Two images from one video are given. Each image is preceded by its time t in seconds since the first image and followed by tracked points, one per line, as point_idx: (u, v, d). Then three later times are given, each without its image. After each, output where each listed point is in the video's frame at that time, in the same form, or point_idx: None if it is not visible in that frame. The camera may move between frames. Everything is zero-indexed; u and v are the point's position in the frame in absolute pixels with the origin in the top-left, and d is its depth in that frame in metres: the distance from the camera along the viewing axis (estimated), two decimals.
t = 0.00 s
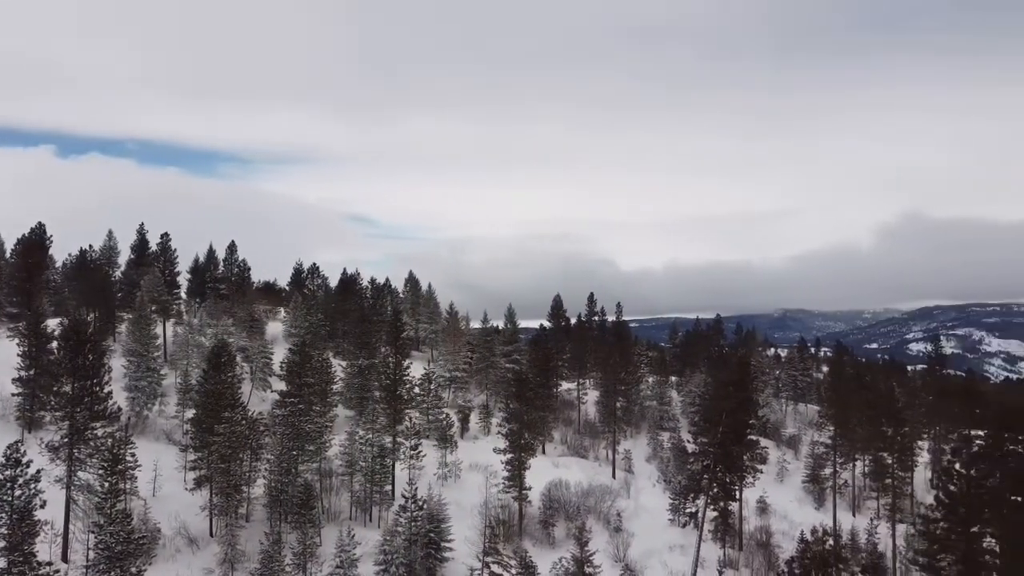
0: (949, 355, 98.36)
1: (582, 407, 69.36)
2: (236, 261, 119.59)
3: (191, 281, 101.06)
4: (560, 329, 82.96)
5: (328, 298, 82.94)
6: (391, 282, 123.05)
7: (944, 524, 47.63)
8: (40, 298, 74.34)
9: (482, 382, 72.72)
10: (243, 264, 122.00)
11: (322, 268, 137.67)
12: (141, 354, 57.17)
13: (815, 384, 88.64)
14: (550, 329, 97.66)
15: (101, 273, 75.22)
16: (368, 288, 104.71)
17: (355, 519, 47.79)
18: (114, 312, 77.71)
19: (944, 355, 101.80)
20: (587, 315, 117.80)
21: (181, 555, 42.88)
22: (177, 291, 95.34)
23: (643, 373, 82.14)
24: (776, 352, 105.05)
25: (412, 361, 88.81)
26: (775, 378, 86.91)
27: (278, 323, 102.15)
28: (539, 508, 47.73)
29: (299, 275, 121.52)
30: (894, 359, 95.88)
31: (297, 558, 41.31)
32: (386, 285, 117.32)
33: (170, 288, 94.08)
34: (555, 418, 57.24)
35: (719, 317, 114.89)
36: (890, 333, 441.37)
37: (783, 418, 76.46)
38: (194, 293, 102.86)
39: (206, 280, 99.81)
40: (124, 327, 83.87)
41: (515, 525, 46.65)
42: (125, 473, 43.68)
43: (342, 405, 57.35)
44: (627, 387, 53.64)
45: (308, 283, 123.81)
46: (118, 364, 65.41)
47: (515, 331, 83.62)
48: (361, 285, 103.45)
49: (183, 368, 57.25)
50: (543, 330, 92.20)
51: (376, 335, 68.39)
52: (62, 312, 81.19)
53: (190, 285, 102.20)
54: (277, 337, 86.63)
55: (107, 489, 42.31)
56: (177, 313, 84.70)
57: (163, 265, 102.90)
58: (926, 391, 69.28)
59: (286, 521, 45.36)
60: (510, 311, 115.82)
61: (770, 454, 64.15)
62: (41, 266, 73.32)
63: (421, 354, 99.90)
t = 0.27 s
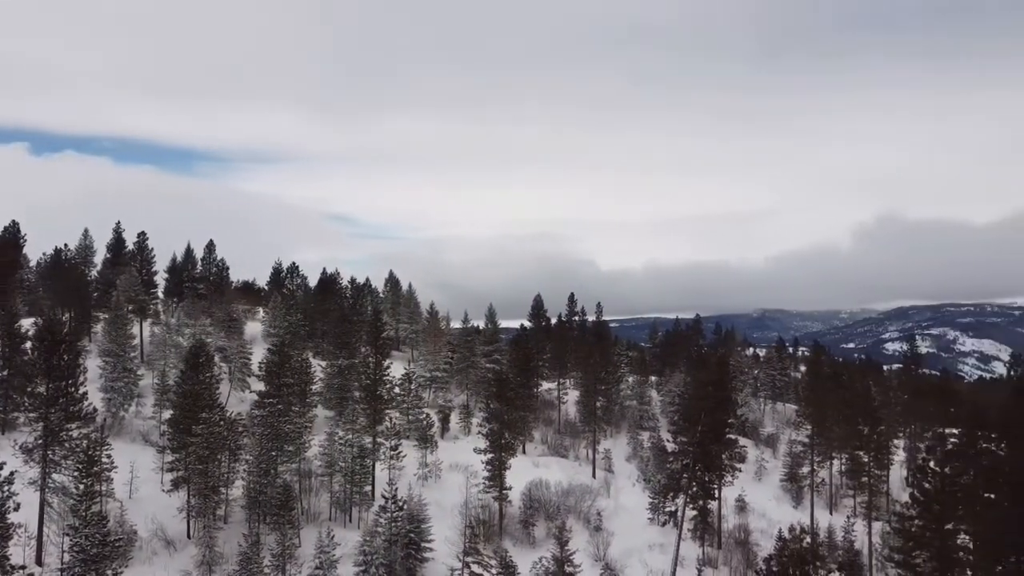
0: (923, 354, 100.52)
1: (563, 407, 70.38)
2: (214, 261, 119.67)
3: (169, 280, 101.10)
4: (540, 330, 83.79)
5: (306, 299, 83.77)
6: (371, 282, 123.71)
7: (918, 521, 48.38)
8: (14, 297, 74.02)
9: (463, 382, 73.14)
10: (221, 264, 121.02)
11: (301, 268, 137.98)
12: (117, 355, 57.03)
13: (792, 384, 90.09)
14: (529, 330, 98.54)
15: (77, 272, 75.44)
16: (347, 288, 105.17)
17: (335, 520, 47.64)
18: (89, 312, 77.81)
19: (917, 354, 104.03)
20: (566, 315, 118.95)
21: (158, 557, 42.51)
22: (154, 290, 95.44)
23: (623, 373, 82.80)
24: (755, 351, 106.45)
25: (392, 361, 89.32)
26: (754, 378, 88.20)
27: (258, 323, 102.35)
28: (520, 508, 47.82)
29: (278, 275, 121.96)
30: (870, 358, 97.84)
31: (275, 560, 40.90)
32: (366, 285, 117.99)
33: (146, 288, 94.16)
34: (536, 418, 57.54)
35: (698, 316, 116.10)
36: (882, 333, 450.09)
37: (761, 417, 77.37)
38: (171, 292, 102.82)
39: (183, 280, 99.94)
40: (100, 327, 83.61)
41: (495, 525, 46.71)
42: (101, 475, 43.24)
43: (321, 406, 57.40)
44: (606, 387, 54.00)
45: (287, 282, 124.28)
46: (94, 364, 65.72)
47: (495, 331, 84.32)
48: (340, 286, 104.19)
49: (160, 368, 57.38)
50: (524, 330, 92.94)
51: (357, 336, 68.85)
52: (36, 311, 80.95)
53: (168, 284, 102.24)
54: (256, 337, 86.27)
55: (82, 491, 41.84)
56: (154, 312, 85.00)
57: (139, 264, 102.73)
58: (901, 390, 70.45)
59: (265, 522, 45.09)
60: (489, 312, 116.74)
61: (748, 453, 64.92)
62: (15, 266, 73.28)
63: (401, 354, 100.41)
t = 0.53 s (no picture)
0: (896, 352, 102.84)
1: (542, 406, 71.32)
2: (190, 261, 119.53)
3: (145, 279, 100.92)
4: (519, 330, 84.53)
5: (284, 299, 84.38)
6: (350, 282, 124.23)
7: (893, 518, 49.10)
8: None
9: (443, 382, 73.55)
10: (198, 264, 119.64)
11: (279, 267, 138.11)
12: (92, 355, 56.76)
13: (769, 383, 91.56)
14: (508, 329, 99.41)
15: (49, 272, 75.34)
16: (325, 289, 105.58)
17: (313, 521, 47.48)
18: (63, 311, 77.62)
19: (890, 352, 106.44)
20: (545, 315, 120.04)
21: (134, 560, 42.10)
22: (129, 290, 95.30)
23: (601, 373, 83.41)
24: (732, 351, 107.88)
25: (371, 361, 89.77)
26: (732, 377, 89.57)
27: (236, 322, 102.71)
28: (499, 508, 47.87)
29: (255, 275, 122.14)
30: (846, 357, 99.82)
31: (252, 562, 40.44)
32: (344, 285, 118.48)
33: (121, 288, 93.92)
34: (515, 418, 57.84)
35: (676, 316, 117.35)
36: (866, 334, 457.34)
37: (739, 416, 78.28)
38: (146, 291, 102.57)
39: (159, 279, 99.85)
40: (74, 327, 83.20)
41: (475, 525, 46.73)
42: (75, 477, 42.73)
43: (299, 406, 57.44)
44: (584, 387, 54.39)
45: (264, 282, 124.51)
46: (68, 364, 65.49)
47: (474, 331, 85.07)
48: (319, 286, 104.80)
49: (135, 369, 57.24)
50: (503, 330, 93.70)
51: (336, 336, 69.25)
52: (8, 310, 80.54)
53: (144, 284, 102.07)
54: (234, 338, 85.63)
55: (56, 493, 41.31)
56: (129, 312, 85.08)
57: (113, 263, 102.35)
58: (876, 389, 71.71)
59: (242, 524, 44.79)
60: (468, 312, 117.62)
61: (726, 452, 65.68)
62: None
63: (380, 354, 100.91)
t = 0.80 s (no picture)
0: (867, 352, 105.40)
1: (522, 405, 72.43)
2: (166, 260, 119.20)
3: (119, 279, 100.49)
4: (498, 330, 85.39)
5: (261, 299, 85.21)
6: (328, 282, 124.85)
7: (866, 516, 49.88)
8: None
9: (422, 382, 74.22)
10: (174, 263, 119.34)
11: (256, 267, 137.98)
12: (64, 355, 56.33)
13: (745, 382, 93.30)
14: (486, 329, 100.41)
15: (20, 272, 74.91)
16: (302, 289, 105.84)
17: (290, 522, 47.31)
18: (35, 311, 77.14)
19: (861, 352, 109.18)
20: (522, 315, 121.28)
21: (107, 562, 41.65)
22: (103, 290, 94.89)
23: (579, 373, 84.01)
24: (709, 351, 109.20)
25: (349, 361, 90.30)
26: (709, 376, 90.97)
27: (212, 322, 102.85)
28: (478, 508, 47.94)
29: (232, 275, 122.09)
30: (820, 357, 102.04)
31: (228, 563, 40.09)
32: (322, 285, 118.82)
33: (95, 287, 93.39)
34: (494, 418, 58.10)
35: (654, 316, 118.57)
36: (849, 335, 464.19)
37: (716, 415, 79.24)
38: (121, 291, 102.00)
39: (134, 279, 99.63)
40: (46, 327, 82.51)
41: (454, 525, 46.73)
42: (47, 479, 42.16)
43: (277, 407, 57.47)
44: (561, 386, 54.77)
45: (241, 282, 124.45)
46: (40, 364, 65.01)
47: (453, 332, 85.92)
48: (296, 286, 105.49)
49: (110, 369, 57.01)
50: (482, 330, 94.61)
51: (314, 337, 69.60)
52: None
53: (119, 283, 101.57)
54: (211, 338, 85.32)
55: (27, 496, 40.70)
56: (103, 312, 84.80)
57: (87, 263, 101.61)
58: (850, 389, 73.00)
59: (218, 525, 44.47)
60: (447, 312, 118.49)
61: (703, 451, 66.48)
62: None
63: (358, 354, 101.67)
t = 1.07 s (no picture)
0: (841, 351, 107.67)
1: (499, 405, 73.66)
2: (141, 259, 118.72)
3: (93, 278, 100.01)
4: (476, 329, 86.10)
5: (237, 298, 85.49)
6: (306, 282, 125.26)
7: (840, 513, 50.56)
8: None
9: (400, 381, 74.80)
10: (149, 263, 119.06)
11: (232, 266, 137.56)
12: (37, 354, 55.88)
13: (722, 381, 94.82)
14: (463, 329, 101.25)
15: None
16: (279, 288, 105.92)
17: (267, 524, 47.10)
18: (6, 311, 76.65)
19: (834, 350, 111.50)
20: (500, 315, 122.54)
21: (80, 565, 41.16)
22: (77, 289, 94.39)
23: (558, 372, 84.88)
24: (686, 350, 110.26)
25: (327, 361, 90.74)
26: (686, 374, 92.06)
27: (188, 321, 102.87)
28: (456, 508, 47.93)
29: (208, 274, 121.73)
30: (795, 356, 104.03)
31: (204, 566, 39.76)
32: (300, 284, 119.00)
33: (68, 286, 92.74)
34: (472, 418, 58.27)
35: (632, 316, 119.56)
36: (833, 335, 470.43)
37: (693, 415, 80.34)
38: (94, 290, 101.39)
39: (109, 278, 99.26)
40: (17, 326, 81.80)
41: (432, 525, 46.61)
42: (18, 482, 41.57)
43: (254, 408, 57.35)
44: (539, 386, 55.00)
45: (218, 281, 124.25)
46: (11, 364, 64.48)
47: (431, 332, 86.79)
48: (273, 286, 105.81)
49: (83, 369, 56.78)
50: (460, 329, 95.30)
51: (292, 336, 69.89)
52: None
53: (92, 283, 101.01)
54: (186, 338, 85.30)
55: None
56: (77, 312, 84.38)
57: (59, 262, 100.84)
58: (826, 388, 74.06)
59: (194, 527, 44.12)
60: (425, 311, 119.28)
61: (680, 450, 67.21)
62: None
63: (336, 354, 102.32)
